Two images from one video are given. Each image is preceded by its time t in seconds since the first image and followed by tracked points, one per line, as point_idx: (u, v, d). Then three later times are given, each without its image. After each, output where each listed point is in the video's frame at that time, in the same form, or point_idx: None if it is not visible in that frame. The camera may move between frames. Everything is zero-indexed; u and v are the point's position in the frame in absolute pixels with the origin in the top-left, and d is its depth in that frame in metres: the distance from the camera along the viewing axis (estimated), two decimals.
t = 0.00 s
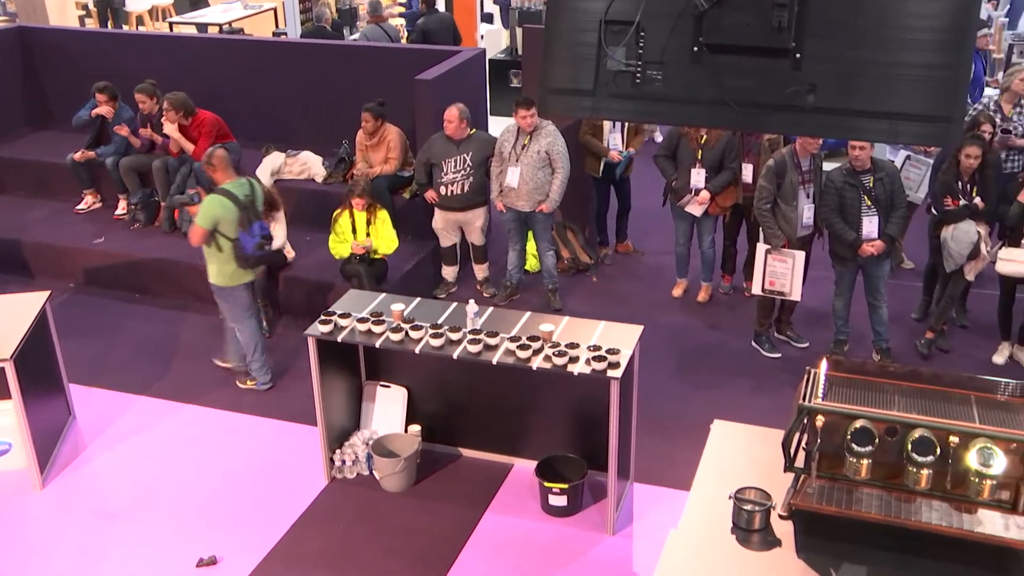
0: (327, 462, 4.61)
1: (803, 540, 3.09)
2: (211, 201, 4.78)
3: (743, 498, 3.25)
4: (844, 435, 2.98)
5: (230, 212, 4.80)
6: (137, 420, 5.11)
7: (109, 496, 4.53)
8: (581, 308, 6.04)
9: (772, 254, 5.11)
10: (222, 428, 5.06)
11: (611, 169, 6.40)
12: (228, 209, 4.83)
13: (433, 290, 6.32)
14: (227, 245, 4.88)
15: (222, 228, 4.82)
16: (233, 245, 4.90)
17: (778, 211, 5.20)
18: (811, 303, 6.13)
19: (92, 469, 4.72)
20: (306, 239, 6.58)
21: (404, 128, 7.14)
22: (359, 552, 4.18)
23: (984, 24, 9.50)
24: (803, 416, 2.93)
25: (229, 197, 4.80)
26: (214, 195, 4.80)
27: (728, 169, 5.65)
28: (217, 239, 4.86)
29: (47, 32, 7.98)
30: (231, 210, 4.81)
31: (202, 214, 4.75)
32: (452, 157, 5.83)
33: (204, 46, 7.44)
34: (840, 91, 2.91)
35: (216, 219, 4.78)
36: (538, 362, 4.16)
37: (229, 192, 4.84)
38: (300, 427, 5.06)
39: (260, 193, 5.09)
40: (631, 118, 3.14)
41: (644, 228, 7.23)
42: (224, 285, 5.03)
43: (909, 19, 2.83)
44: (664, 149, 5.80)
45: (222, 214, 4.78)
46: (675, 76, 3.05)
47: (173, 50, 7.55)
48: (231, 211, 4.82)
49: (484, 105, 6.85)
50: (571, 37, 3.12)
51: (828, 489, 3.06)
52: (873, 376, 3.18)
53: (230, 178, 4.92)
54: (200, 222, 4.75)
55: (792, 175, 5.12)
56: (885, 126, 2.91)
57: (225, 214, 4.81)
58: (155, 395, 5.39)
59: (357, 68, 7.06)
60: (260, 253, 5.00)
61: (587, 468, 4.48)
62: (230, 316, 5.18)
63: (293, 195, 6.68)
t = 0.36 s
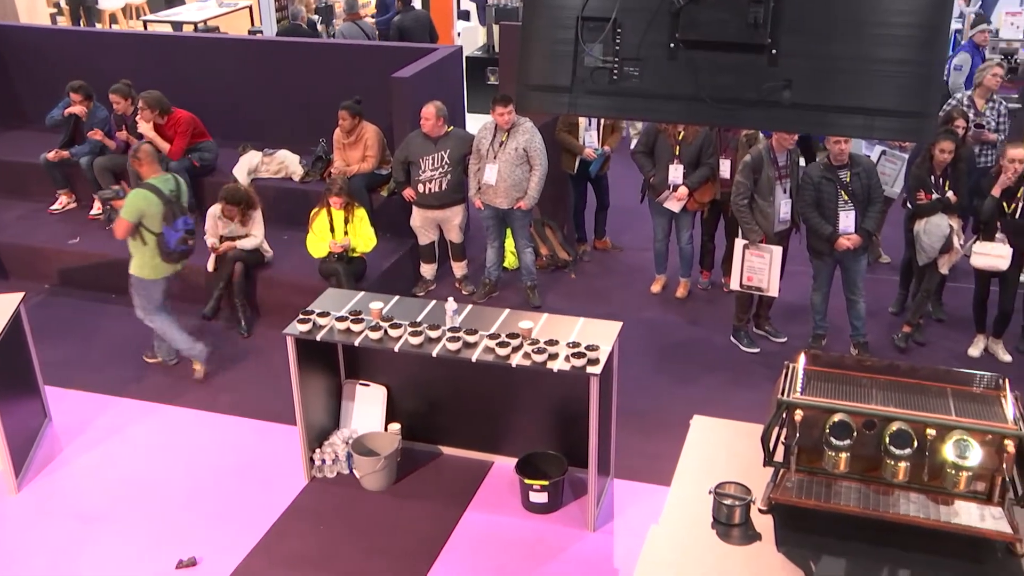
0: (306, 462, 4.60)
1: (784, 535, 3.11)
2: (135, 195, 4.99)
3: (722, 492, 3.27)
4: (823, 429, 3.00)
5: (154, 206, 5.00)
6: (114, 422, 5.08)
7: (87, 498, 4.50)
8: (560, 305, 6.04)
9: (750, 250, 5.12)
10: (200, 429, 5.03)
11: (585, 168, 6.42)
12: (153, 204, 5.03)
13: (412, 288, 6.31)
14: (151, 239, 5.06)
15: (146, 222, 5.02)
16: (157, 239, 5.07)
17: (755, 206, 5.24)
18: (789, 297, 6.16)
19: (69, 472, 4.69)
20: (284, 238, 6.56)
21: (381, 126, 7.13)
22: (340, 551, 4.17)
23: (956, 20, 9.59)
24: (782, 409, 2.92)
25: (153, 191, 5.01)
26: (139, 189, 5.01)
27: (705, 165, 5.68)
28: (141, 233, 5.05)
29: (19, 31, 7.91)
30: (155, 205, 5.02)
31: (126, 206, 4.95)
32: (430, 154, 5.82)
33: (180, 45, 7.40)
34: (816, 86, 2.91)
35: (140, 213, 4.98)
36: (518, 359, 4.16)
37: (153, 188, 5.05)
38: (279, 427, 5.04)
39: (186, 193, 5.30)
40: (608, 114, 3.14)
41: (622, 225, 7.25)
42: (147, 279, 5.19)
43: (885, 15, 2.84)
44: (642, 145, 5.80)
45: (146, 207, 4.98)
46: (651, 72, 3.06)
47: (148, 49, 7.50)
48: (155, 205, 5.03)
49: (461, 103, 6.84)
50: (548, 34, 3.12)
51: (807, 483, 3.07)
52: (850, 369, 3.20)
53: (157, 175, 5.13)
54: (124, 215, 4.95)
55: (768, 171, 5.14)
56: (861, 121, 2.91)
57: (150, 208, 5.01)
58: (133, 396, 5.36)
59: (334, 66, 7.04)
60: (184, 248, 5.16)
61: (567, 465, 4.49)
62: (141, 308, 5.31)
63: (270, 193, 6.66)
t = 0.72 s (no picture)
0: (286, 461, 4.58)
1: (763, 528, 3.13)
2: (61, 187, 5.06)
3: (702, 487, 3.26)
4: (801, 423, 3.01)
5: (80, 197, 5.07)
6: (90, 424, 5.05)
7: (63, 501, 4.47)
8: (539, 302, 6.05)
9: (727, 245, 5.14)
10: (177, 429, 5.01)
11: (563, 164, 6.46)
12: (80, 195, 5.10)
13: (391, 286, 6.30)
14: (79, 229, 5.15)
15: (74, 213, 5.09)
16: (85, 230, 5.16)
17: (732, 201, 5.25)
18: (767, 291, 6.20)
19: (45, 474, 4.66)
20: (261, 236, 6.54)
21: (358, 124, 7.12)
22: (320, 550, 4.16)
23: (928, 15, 9.66)
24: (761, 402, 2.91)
25: (79, 182, 5.08)
26: (65, 180, 5.09)
27: (683, 161, 5.70)
28: (69, 224, 5.13)
29: None
30: (82, 196, 5.09)
31: (53, 198, 5.03)
32: (408, 151, 5.82)
33: (154, 43, 7.36)
34: (792, 82, 2.93)
35: (66, 204, 5.06)
36: (497, 355, 4.16)
37: (80, 179, 5.12)
38: (258, 427, 5.03)
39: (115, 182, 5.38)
40: (586, 110, 3.14)
41: (600, 221, 7.26)
42: (78, 268, 5.29)
43: (861, 10, 2.87)
44: (619, 141, 5.82)
45: (72, 199, 5.05)
46: (629, 68, 3.06)
47: (121, 47, 7.44)
48: (82, 196, 5.10)
49: (439, 100, 6.84)
50: (525, 31, 3.12)
51: (787, 476, 3.10)
52: (828, 363, 3.21)
53: (85, 165, 5.19)
54: (50, 207, 5.04)
55: (745, 166, 5.18)
56: (837, 116, 2.94)
57: (76, 199, 5.08)
58: (110, 396, 5.33)
59: (310, 63, 7.02)
60: (114, 238, 5.27)
61: (547, 461, 4.50)
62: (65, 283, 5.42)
63: (247, 191, 6.63)
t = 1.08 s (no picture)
0: (265, 461, 4.57)
1: (743, 523, 3.14)
2: None
3: (682, 481, 3.25)
4: (779, 416, 3.03)
5: None
6: (66, 426, 5.02)
7: (39, 503, 4.43)
8: (518, 298, 6.06)
9: (705, 241, 5.16)
10: (155, 430, 4.98)
11: (540, 160, 6.44)
12: None
13: (369, 284, 6.29)
14: None
15: None
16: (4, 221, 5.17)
17: (709, 197, 5.25)
18: (744, 286, 6.23)
19: (20, 477, 4.62)
20: (238, 235, 6.51)
21: (335, 122, 7.10)
22: (300, 550, 4.15)
23: (901, 11, 9.73)
24: (739, 394, 2.95)
25: None
26: None
27: (660, 156, 5.71)
28: None
29: None
30: None
31: None
32: (384, 149, 5.81)
33: (128, 41, 7.31)
34: (767, 78, 2.95)
35: None
36: (476, 353, 4.16)
37: None
38: (237, 426, 5.01)
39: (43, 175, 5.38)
40: (562, 107, 3.14)
41: (577, 217, 7.28)
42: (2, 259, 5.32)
43: (836, 7, 2.89)
44: (596, 137, 5.82)
45: None
46: (605, 64, 3.06)
47: (95, 46, 7.39)
48: None
49: (415, 97, 6.84)
50: (501, 28, 3.12)
51: (765, 470, 3.11)
52: (806, 357, 3.22)
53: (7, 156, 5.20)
54: None
55: (722, 162, 5.18)
56: (812, 112, 2.95)
57: None
58: (86, 398, 5.29)
59: (286, 61, 7.00)
60: (34, 231, 5.28)
61: (527, 457, 4.50)
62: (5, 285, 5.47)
63: (224, 190, 6.60)
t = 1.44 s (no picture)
0: (244, 460, 4.55)
1: (723, 516, 3.14)
2: None
3: (660, 477, 3.23)
4: (757, 410, 3.05)
5: None
6: (41, 428, 4.97)
7: (14, 506, 4.40)
8: (496, 295, 6.06)
9: (682, 236, 5.18)
10: (131, 432, 4.95)
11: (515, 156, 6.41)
12: None
13: (346, 282, 6.27)
14: None
15: None
16: None
17: (686, 192, 5.26)
18: (721, 281, 6.26)
19: None
20: (214, 233, 6.48)
21: (311, 119, 7.08)
22: (278, 550, 4.13)
23: (875, 5, 9.80)
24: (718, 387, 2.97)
25: None
26: None
27: (636, 152, 5.72)
28: None
29: None
30: None
31: None
32: (360, 146, 5.79)
33: (101, 39, 7.26)
34: (743, 73, 2.96)
35: None
36: (454, 350, 4.15)
37: None
38: (215, 426, 4.98)
39: None
40: (538, 103, 3.14)
41: (555, 213, 7.29)
42: None
43: (812, 3, 2.90)
44: (573, 132, 5.81)
45: None
46: (581, 60, 3.06)
47: (68, 44, 7.33)
48: None
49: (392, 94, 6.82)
50: (476, 23, 3.11)
51: (744, 464, 3.10)
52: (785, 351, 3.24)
53: None
54: None
55: (698, 157, 5.19)
56: (788, 107, 2.97)
57: None
58: (60, 399, 5.25)
59: (262, 59, 6.97)
60: None
61: (506, 454, 4.50)
62: None
63: (200, 189, 6.57)
